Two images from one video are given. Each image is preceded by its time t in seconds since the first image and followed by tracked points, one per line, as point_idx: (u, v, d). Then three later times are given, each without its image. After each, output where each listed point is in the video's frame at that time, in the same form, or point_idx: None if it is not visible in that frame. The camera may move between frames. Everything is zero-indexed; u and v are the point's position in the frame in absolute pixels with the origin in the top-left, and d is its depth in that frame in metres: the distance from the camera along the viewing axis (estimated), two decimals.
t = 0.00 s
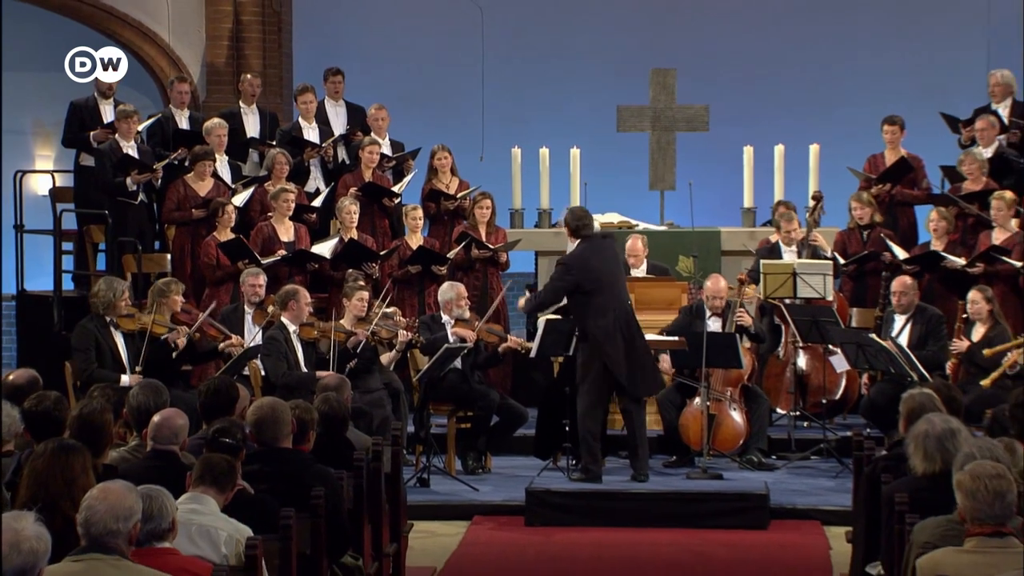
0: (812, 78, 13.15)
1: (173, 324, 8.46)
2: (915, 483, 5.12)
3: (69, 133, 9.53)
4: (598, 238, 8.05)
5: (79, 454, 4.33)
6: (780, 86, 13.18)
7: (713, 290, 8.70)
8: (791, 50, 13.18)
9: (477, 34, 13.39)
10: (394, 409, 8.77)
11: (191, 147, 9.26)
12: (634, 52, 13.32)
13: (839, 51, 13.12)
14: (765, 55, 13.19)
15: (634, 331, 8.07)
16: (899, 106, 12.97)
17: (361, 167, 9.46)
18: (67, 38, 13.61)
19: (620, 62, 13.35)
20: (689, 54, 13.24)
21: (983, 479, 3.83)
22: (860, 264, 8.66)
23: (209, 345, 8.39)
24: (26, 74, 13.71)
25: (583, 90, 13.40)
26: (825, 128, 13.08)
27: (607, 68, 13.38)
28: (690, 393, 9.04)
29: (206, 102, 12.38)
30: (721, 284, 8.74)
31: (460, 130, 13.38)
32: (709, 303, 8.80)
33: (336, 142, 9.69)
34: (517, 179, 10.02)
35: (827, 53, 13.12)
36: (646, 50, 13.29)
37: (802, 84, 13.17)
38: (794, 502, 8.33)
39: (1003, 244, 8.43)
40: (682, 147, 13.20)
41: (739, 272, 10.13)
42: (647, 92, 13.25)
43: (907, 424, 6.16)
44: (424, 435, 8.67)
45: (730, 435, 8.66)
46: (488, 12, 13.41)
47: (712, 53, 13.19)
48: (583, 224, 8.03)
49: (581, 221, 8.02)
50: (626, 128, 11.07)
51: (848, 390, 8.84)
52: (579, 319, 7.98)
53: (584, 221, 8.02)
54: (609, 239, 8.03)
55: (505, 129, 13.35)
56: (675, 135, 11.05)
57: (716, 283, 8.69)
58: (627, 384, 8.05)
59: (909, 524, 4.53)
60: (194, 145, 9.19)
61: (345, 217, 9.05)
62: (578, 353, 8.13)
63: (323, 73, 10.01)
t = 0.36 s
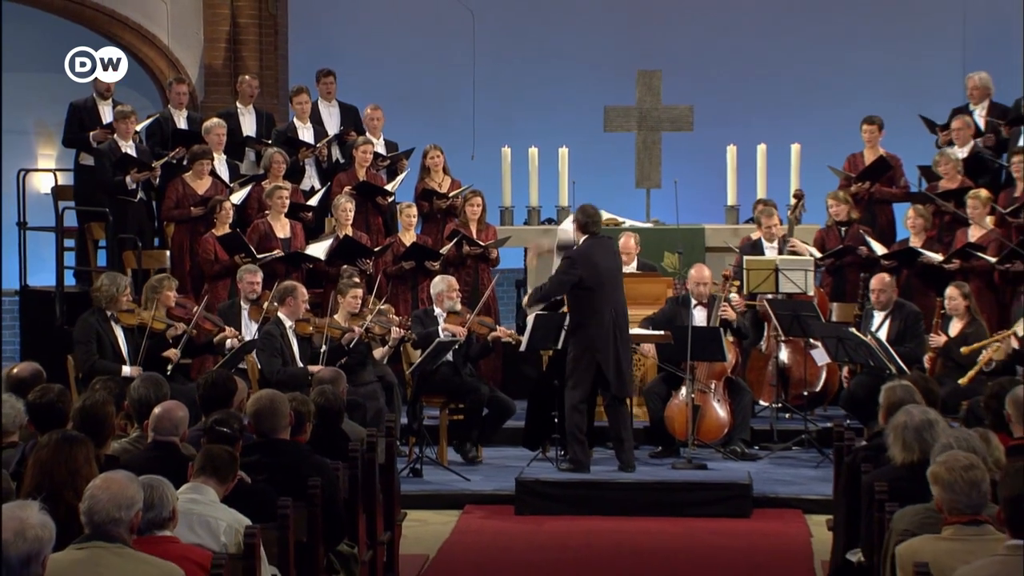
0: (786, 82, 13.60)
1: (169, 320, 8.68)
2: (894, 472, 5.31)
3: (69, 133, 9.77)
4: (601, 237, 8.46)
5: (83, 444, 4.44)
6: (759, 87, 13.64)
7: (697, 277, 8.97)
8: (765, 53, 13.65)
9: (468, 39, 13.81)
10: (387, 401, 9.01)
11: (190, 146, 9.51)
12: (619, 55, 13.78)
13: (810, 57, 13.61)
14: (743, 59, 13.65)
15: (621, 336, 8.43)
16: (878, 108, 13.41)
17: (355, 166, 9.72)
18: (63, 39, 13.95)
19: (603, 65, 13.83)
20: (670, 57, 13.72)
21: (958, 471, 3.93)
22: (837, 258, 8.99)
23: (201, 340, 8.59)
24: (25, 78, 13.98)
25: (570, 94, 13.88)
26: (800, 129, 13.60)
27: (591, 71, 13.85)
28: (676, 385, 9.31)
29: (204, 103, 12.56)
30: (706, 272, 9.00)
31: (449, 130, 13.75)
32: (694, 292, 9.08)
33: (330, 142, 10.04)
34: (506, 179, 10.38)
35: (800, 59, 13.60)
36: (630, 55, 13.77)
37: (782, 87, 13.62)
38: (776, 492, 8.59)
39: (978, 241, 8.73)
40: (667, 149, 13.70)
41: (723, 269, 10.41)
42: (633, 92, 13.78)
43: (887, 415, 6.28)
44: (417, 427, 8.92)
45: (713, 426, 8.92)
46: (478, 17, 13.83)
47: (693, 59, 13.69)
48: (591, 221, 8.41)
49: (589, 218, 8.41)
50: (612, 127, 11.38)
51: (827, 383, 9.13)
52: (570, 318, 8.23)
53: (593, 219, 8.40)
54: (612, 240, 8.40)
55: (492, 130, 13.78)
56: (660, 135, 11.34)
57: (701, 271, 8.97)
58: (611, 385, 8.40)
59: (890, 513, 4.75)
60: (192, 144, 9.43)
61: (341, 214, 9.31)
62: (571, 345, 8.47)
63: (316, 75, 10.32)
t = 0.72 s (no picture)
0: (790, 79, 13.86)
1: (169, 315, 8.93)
2: (874, 463, 5.49)
3: (69, 133, 10.01)
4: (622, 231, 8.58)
5: (86, 436, 4.56)
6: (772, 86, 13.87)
7: (682, 268, 9.23)
8: (766, 53, 13.90)
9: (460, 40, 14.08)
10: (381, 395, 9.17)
11: (188, 146, 9.77)
12: (609, 57, 14.04)
13: (811, 56, 13.87)
14: (737, 57, 13.92)
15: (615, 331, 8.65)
16: (863, 107, 13.72)
17: (350, 165, 10.03)
18: (62, 40, 14.07)
19: (595, 65, 14.06)
20: (661, 58, 13.98)
21: (932, 463, 4.19)
22: (819, 254, 9.25)
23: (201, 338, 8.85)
24: (25, 79, 14.23)
25: (559, 91, 14.10)
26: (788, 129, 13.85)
27: (585, 69, 14.07)
28: (661, 378, 9.58)
29: (203, 103, 12.83)
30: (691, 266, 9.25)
31: (445, 129, 14.04)
32: (680, 285, 9.35)
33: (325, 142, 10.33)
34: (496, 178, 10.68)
35: (797, 59, 13.86)
36: (620, 55, 14.01)
37: (770, 86, 13.88)
38: (760, 482, 8.85)
39: (954, 237, 9.02)
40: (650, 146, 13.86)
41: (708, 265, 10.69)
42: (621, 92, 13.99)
43: (868, 407, 6.43)
44: (410, 420, 9.17)
45: (698, 418, 9.18)
46: (470, 19, 14.09)
47: (682, 59, 13.97)
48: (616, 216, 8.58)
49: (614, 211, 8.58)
50: (601, 128, 11.52)
51: (811, 375, 9.29)
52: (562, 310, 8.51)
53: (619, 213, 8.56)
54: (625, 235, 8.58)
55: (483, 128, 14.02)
56: (646, 136, 11.55)
57: (686, 264, 9.21)
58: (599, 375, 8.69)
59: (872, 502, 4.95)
60: (190, 144, 9.70)
61: (337, 212, 9.57)
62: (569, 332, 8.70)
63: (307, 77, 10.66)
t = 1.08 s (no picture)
0: (774, 78, 14.19)
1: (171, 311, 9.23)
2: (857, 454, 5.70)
3: (73, 134, 10.29)
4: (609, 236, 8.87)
5: (90, 429, 4.73)
6: (752, 88, 14.23)
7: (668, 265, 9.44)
8: (765, 52, 14.23)
9: (451, 43, 14.39)
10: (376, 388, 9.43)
11: (187, 146, 10.01)
12: (598, 58, 14.37)
13: (811, 56, 14.20)
14: (715, 58, 14.25)
15: (603, 331, 8.87)
16: (848, 106, 14.06)
17: (345, 165, 10.33)
18: (62, 42, 14.31)
19: (584, 68, 14.41)
20: (650, 59, 14.32)
21: (913, 454, 4.45)
22: (804, 249, 9.46)
23: (196, 338, 9.05)
24: (23, 83, 14.45)
25: (553, 96, 14.44)
26: (776, 127, 14.19)
27: (573, 75, 14.43)
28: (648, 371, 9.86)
29: (201, 106, 13.23)
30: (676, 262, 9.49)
31: (442, 128, 14.35)
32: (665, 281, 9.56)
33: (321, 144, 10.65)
34: (487, 179, 11.10)
35: (790, 58, 14.19)
36: (609, 57, 14.34)
37: (756, 87, 14.23)
38: (744, 473, 9.13)
39: (933, 234, 9.30)
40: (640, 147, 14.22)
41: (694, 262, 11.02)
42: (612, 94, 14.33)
43: (851, 400, 6.54)
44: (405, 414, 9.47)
45: (684, 411, 9.47)
46: (462, 23, 14.41)
47: (669, 60, 14.30)
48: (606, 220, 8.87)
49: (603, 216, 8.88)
50: (589, 128, 11.76)
51: (792, 369, 9.65)
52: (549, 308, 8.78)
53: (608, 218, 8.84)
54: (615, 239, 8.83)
55: (472, 129, 14.34)
56: (633, 136, 11.74)
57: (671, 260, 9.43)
58: (586, 373, 8.88)
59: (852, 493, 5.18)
60: (188, 144, 9.93)
61: (333, 210, 9.84)
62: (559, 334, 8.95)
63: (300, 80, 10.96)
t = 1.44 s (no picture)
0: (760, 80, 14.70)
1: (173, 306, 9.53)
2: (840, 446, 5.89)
3: (80, 133, 10.59)
4: (577, 227, 9.11)
5: (95, 420, 4.80)
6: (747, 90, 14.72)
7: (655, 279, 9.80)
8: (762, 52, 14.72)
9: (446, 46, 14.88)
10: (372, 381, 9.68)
11: (187, 146, 10.29)
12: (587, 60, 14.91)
13: (809, 55, 14.68)
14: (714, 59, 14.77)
15: (585, 320, 9.14)
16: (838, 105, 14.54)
17: (342, 164, 10.61)
18: (60, 42, 14.62)
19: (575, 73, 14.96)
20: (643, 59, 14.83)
21: (895, 444, 4.57)
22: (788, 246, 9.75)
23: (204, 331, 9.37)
24: (24, 83, 14.69)
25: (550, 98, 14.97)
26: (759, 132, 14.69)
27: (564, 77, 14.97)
28: (638, 365, 10.09)
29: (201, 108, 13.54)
30: (664, 275, 9.85)
31: (439, 129, 14.81)
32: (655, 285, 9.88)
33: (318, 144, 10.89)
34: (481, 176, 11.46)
35: (786, 57, 14.68)
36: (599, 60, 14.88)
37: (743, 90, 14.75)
38: (730, 464, 9.40)
39: (913, 232, 9.60)
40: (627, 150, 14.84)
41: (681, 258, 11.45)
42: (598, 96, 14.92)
43: (834, 392, 6.76)
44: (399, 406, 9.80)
45: (671, 403, 9.71)
46: (454, 27, 14.88)
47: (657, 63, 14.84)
48: (567, 211, 9.11)
49: (564, 208, 9.11)
50: (579, 128, 12.19)
51: (777, 363, 9.91)
52: (539, 304, 9.01)
53: (569, 208, 9.09)
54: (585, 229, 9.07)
55: (467, 130, 14.85)
56: (621, 136, 12.16)
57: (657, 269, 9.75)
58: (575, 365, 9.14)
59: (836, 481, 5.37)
60: (189, 144, 10.20)
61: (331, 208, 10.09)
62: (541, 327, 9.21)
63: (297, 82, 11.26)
